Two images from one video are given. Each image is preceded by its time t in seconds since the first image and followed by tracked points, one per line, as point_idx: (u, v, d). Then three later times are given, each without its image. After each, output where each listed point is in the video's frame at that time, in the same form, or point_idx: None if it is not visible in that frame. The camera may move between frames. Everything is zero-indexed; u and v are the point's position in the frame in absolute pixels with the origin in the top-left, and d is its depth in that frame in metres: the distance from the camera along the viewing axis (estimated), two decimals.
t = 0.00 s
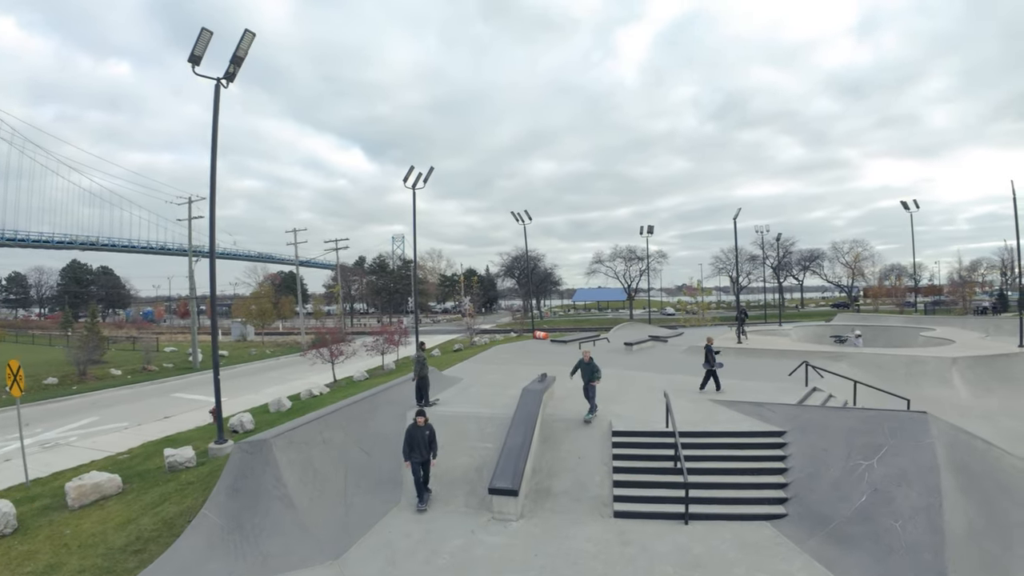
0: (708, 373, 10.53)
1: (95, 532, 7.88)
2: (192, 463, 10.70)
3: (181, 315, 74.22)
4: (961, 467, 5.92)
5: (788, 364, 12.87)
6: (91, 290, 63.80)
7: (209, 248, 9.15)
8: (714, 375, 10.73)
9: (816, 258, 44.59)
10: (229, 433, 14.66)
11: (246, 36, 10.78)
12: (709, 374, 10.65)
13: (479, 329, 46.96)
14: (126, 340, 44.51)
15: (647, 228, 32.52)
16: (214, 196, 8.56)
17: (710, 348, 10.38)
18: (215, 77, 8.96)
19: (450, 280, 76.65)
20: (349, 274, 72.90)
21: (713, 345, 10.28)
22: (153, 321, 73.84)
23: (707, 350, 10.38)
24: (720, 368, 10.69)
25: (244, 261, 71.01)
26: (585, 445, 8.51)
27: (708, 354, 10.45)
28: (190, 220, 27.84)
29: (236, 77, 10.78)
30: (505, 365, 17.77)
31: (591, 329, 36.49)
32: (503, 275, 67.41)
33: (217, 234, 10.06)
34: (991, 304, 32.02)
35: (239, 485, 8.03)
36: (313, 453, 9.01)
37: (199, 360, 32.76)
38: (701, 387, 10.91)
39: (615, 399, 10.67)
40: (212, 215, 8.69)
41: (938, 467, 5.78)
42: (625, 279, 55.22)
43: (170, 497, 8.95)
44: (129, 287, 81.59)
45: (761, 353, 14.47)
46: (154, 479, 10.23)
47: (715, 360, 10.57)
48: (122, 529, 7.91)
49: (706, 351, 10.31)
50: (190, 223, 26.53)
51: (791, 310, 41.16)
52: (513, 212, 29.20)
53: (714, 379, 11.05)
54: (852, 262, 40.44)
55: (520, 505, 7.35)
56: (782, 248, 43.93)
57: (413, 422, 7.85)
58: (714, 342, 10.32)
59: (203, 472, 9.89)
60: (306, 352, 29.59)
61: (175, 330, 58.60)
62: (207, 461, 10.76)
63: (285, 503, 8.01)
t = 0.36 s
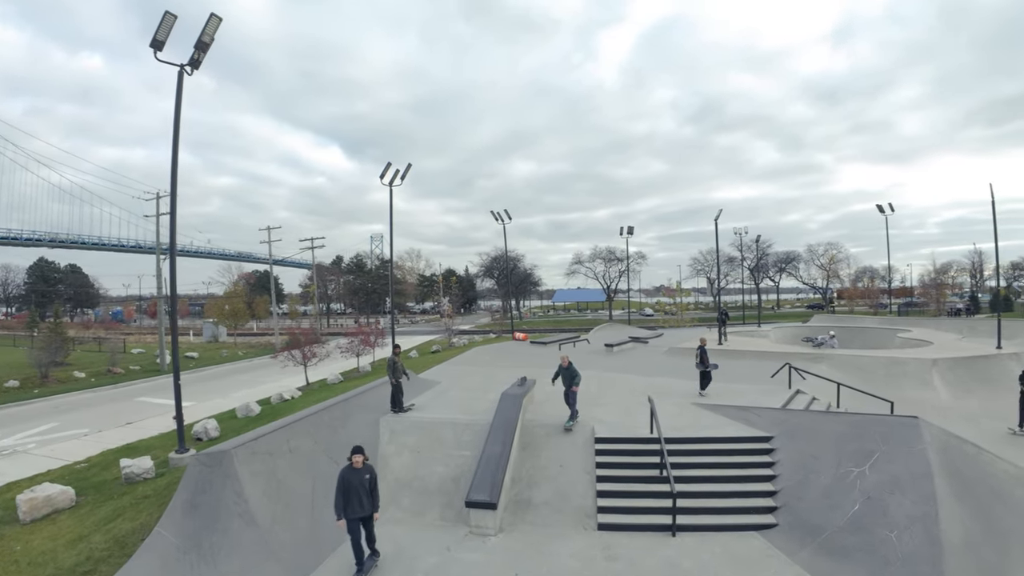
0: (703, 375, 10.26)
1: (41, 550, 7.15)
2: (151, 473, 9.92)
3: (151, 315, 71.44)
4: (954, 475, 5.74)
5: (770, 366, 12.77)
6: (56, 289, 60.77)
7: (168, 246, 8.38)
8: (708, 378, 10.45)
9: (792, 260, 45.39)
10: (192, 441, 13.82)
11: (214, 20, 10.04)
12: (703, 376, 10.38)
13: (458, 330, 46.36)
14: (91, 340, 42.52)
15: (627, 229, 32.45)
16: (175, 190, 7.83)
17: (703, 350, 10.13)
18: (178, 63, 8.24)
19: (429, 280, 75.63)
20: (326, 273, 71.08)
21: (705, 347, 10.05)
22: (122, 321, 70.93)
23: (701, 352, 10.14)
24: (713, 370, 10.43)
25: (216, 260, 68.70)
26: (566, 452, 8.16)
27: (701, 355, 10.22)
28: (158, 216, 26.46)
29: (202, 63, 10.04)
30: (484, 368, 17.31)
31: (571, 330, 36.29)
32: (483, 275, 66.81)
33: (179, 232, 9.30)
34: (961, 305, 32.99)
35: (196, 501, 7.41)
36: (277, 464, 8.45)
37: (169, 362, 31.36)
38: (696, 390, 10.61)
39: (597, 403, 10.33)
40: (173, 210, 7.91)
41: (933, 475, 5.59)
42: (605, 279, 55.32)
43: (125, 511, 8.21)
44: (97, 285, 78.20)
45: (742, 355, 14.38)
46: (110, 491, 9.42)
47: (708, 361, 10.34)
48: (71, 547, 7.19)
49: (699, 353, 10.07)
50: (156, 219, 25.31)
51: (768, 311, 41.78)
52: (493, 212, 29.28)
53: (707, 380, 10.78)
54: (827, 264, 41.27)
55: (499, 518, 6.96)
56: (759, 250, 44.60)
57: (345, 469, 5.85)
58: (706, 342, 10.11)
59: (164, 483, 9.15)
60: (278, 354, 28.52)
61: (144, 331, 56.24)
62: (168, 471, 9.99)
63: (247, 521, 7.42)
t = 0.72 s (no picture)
0: (693, 377, 10.04)
1: None
2: (106, 484, 9.05)
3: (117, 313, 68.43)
4: (948, 482, 5.54)
5: (751, 368, 12.63)
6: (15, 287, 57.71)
7: (125, 242, 7.61)
8: (699, 380, 10.19)
9: (768, 262, 46.20)
10: (152, 449, 12.93)
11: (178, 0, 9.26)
12: (693, 379, 10.13)
13: (437, 330, 45.69)
14: (55, 340, 40.37)
15: (606, 229, 32.37)
16: (131, 182, 7.06)
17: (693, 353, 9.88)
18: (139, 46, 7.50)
19: (407, 280, 74.40)
20: (301, 272, 69.29)
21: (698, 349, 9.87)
22: (89, 320, 67.87)
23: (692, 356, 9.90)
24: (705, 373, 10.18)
25: (188, 257, 66.16)
26: (546, 459, 7.79)
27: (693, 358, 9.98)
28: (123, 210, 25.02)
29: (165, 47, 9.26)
30: (461, 371, 16.81)
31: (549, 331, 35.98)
32: (462, 275, 66.04)
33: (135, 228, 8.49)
34: (931, 308, 33.91)
35: (149, 517, 6.86)
36: (240, 475, 7.88)
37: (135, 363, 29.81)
38: (687, 394, 10.34)
39: (578, 408, 9.97)
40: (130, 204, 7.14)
41: (927, 482, 5.39)
42: (584, 280, 55.26)
43: (76, 526, 7.45)
44: (63, 282, 74.57)
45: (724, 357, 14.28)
46: (61, 503, 8.56)
47: (699, 363, 10.10)
48: (16, 567, 6.44)
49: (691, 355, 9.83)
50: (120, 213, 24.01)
51: (744, 311, 42.44)
52: (472, 210, 27.10)
53: (698, 382, 10.54)
54: (801, 266, 42.14)
55: (476, 532, 6.56)
56: (736, 251, 45.23)
57: (229, 557, 3.86)
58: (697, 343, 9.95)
59: (123, 494, 8.36)
60: (248, 355, 27.43)
61: (108, 330, 53.72)
62: (124, 482, 9.13)
63: (204, 538, 6.84)
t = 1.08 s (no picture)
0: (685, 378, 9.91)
1: None
2: (60, 495, 8.19)
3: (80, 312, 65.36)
4: (939, 487, 5.38)
5: (732, 369, 12.54)
6: None
7: (79, 239, 7.00)
8: (690, 379, 10.04)
9: (745, 263, 46.87)
10: (110, 458, 12.09)
11: None
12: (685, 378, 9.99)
13: (415, 330, 44.92)
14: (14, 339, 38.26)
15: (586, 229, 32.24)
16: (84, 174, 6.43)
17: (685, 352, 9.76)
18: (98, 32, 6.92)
19: (384, 279, 73.10)
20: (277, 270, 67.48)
21: (690, 348, 9.76)
22: (48, 319, 64.72)
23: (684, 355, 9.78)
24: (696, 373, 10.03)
25: (158, 255, 63.61)
26: (525, 467, 7.46)
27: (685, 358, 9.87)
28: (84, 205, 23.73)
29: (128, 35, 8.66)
30: (437, 373, 16.32)
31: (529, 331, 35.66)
32: (441, 274, 65.24)
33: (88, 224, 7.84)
34: (905, 308, 34.79)
35: (99, 535, 6.32)
36: (197, 487, 7.35)
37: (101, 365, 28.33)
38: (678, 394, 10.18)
39: (560, 412, 9.63)
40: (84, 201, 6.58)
41: (919, 488, 5.22)
42: (564, 280, 55.24)
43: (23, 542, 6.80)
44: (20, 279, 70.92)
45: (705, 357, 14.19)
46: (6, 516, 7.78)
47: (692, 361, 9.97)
48: None
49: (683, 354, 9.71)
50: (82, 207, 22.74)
51: (722, 312, 42.96)
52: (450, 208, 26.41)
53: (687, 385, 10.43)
54: (777, 267, 42.85)
55: (451, 548, 6.17)
56: (713, 252, 45.75)
57: None
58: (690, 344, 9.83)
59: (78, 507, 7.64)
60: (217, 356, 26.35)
61: (68, 330, 51.23)
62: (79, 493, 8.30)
63: (156, 556, 6.28)
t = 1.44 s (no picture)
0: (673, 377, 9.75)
1: None
2: (10, 508, 7.53)
3: (38, 312, 61.90)
4: (933, 491, 5.22)
5: (713, 369, 12.43)
6: None
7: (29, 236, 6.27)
8: (679, 379, 9.88)
9: (721, 263, 47.48)
10: (63, 468, 11.18)
11: None
12: (674, 377, 9.84)
13: (391, 331, 44.05)
14: None
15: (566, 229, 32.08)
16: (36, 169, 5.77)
17: (674, 352, 9.62)
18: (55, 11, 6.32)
19: (361, 278, 71.65)
20: (251, 270, 65.50)
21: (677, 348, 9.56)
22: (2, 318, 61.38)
23: (672, 355, 9.65)
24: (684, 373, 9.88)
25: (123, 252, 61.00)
26: (504, 474, 7.09)
27: (674, 358, 9.72)
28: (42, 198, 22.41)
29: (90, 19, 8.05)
30: (413, 375, 15.79)
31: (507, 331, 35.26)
32: (419, 274, 64.25)
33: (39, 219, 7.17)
34: (878, 309, 35.68)
35: (46, 554, 5.81)
36: (152, 502, 6.78)
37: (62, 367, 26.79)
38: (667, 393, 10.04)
39: (540, 416, 9.28)
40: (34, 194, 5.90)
41: (913, 493, 5.05)
42: (543, 279, 55.07)
43: None
44: None
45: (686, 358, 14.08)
46: None
47: (680, 361, 9.82)
48: None
49: (671, 353, 9.58)
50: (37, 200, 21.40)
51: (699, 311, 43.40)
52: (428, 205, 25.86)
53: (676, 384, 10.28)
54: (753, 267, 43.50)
55: (426, 565, 5.77)
56: (691, 252, 46.20)
57: None
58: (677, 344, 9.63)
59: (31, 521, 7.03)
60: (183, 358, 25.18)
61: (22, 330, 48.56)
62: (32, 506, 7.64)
63: None
